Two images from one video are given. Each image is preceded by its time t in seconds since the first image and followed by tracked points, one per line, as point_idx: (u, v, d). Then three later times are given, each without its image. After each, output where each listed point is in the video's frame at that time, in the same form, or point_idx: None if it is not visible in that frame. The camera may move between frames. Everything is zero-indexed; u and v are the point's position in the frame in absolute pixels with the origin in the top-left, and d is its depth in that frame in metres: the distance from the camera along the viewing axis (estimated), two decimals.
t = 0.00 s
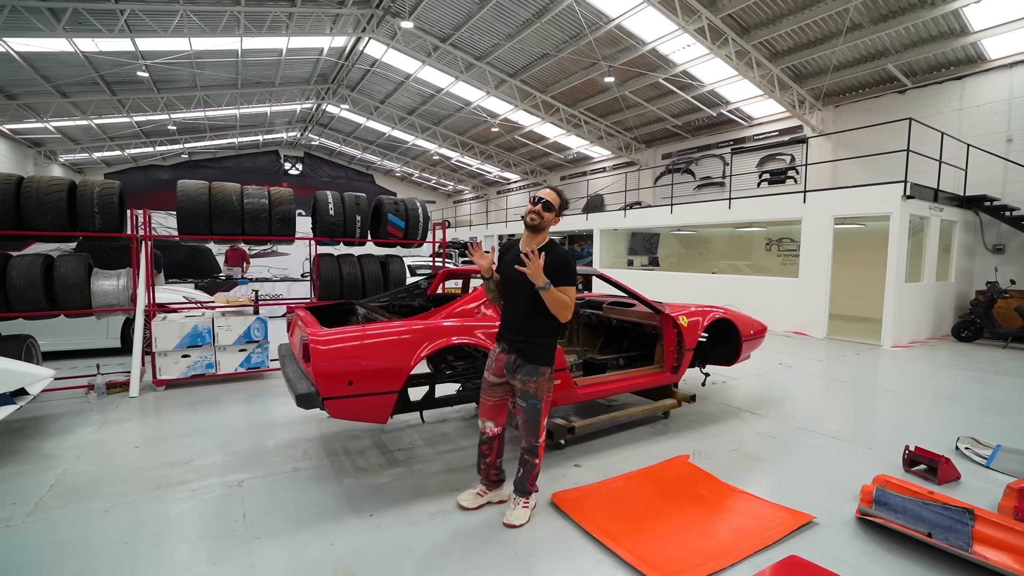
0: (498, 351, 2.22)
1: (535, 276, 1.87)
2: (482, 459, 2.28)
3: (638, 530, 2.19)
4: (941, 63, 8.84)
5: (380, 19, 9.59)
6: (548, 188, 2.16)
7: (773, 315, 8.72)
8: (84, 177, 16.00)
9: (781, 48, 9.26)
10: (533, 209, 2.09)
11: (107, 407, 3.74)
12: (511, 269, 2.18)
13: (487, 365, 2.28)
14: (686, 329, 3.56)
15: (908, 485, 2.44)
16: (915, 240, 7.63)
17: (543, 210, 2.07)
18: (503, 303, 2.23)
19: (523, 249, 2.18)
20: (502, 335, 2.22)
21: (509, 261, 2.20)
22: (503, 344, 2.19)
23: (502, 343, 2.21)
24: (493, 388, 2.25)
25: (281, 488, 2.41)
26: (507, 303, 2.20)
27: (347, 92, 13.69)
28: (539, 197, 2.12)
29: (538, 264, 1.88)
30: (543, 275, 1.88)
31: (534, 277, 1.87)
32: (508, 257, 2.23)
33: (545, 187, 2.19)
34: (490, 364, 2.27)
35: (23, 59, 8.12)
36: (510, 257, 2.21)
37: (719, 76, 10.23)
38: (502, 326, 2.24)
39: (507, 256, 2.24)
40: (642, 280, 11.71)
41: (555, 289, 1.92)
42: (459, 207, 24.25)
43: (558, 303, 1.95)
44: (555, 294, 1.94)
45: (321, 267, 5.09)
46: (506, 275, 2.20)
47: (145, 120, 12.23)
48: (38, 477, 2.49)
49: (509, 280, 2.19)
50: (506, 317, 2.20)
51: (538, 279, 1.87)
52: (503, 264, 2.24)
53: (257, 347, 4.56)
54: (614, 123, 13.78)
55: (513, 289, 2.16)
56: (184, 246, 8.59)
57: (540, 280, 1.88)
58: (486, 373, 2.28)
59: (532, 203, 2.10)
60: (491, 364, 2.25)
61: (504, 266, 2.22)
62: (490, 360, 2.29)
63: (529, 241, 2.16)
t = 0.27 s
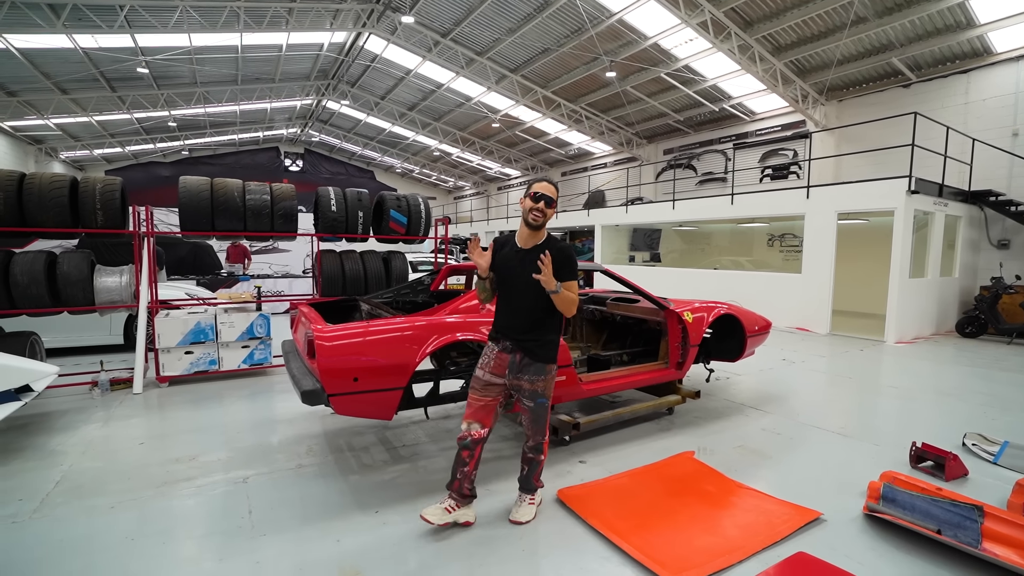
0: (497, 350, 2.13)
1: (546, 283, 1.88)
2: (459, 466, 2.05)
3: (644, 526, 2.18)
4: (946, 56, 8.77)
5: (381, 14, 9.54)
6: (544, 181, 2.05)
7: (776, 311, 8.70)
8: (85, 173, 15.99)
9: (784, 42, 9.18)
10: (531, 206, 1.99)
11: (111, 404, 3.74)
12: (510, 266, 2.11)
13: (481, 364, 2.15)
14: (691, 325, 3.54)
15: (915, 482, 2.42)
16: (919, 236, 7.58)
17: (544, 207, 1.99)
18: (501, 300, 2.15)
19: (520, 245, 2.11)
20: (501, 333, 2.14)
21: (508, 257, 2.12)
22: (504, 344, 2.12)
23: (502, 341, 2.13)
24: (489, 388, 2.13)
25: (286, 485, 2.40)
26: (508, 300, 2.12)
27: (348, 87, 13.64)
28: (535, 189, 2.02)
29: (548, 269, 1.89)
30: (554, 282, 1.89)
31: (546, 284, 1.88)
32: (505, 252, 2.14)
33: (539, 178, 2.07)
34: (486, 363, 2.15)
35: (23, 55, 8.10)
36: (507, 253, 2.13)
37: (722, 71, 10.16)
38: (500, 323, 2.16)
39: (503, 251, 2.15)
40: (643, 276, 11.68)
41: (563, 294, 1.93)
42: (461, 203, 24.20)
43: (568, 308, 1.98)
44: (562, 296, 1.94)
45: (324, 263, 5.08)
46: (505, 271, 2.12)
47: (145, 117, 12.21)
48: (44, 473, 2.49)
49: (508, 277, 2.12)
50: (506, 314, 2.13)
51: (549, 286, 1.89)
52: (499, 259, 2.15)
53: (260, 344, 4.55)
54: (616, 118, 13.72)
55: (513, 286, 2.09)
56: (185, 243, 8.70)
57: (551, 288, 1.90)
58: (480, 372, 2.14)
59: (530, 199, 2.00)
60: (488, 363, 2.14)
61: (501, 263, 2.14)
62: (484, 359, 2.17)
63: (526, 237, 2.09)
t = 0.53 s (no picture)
0: (502, 351, 1.93)
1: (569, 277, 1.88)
2: (482, 484, 1.85)
3: (661, 524, 2.15)
4: (969, 44, 8.50)
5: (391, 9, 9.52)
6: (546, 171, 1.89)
7: (791, 306, 8.56)
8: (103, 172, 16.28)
9: (801, 33, 8.98)
10: (539, 202, 1.84)
11: (131, 398, 3.81)
12: (514, 260, 1.92)
13: (487, 369, 1.92)
14: (707, 320, 3.50)
15: (939, 481, 2.36)
16: (940, 229, 7.39)
17: (551, 203, 1.86)
18: (502, 296, 1.95)
19: (522, 239, 1.94)
20: (503, 332, 1.95)
21: (512, 249, 1.93)
22: (509, 343, 1.93)
23: (506, 341, 1.94)
24: (498, 394, 1.92)
25: (302, 479, 2.42)
26: (513, 297, 1.93)
27: (359, 84, 13.66)
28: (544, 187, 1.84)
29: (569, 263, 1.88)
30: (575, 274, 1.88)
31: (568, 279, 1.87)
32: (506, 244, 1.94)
33: (540, 168, 1.89)
34: (490, 366, 1.92)
35: (42, 56, 8.23)
36: (510, 247, 1.93)
37: (736, 63, 9.98)
38: (499, 321, 1.95)
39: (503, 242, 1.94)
40: (656, 271, 11.59)
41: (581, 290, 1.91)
42: (471, 198, 24.20)
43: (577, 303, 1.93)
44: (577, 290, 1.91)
45: (337, 259, 5.11)
46: (511, 265, 1.92)
47: (161, 115, 12.36)
48: (67, 466, 2.54)
49: (511, 272, 1.92)
50: (508, 312, 1.94)
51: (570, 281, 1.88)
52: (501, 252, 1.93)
53: (275, 339, 4.60)
54: (627, 111, 13.57)
55: (519, 282, 1.92)
56: (200, 239, 8.95)
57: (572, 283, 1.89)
58: (486, 378, 1.91)
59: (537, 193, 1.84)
60: (494, 366, 1.92)
61: (502, 256, 1.93)
62: (487, 363, 1.93)
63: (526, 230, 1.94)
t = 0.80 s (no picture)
0: (495, 356, 1.89)
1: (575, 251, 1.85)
2: (489, 493, 1.82)
3: (673, 525, 2.12)
4: (988, 37, 8.30)
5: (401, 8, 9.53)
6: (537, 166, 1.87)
7: (803, 304, 8.45)
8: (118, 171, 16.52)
9: (813, 27, 8.84)
10: (533, 194, 1.81)
11: (144, 395, 3.86)
12: (506, 259, 1.88)
13: (480, 376, 1.87)
14: (719, 319, 3.46)
15: (961, 484, 2.30)
16: (958, 226, 7.25)
17: (545, 196, 1.83)
18: (494, 298, 1.90)
19: (515, 235, 1.91)
20: (495, 335, 1.91)
21: (504, 250, 1.89)
22: (502, 346, 1.89)
23: (498, 345, 1.89)
24: (493, 402, 1.86)
25: (313, 477, 2.43)
26: (505, 300, 1.89)
27: (369, 82, 13.71)
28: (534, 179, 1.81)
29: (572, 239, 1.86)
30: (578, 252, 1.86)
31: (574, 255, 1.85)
32: (498, 244, 1.90)
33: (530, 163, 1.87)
34: (483, 372, 1.88)
35: (59, 57, 8.35)
36: (502, 245, 1.90)
37: (747, 58, 9.84)
38: (491, 324, 1.91)
39: (495, 242, 1.91)
40: (666, 269, 11.51)
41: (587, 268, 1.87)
42: (480, 196, 24.20)
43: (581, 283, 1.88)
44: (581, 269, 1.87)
45: (348, 257, 5.13)
46: (503, 265, 1.88)
47: (174, 115, 12.50)
48: (83, 462, 2.57)
49: (504, 273, 1.88)
50: (501, 315, 1.90)
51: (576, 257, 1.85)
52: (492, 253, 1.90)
53: (286, 337, 4.63)
54: (637, 108, 13.47)
55: (512, 282, 1.87)
56: (213, 237, 9.10)
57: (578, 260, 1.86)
58: (479, 386, 1.86)
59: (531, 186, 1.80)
60: (488, 373, 1.87)
61: (494, 255, 1.89)
62: (479, 369, 1.88)
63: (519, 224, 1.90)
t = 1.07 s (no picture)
0: (485, 374, 1.59)
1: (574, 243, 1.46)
2: (497, 509, 1.71)
3: (694, 539, 2.04)
4: None
5: (419, 13, 9.61)
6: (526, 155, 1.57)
7: (830, 308, 8.19)
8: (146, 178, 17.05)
9: (838, 24, 8.60)
10: (515, 188, 1.52)
11: (165, 398, 3.92)
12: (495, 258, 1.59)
13: (474, 401, 1.60)
14: (741, 324, 3.34)
15: (1004, 499, 2.14)
16: (995, 227, 6.94)
17: (533, 191, 1.53)
18: (483, 305, 1.61)
19: (505, 232, 1.62)
20: (484, 348, 1.60)
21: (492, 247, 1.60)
22: (491, 361, 1.58)
23: (488, 360, 1.59)
24: (491, 429, 1.62)
25: (327, 483, 2.41)
26: (494, 306, 1.59)
27: (387, 88, 13.87)
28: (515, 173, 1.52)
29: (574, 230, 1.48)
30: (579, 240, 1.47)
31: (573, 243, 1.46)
32: (485, 241, 1.62)
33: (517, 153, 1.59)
34: (477, 396, 1.60)
35: (90, 68, 8.63)
36: (490, 243, 1.61)
37: (769, 57, 9.63)
38: (480, 334, 1.61)
39: (483, 239, 1.62)
40: (686, 272, 11.33)
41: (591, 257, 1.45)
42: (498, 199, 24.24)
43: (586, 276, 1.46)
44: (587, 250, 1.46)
45: (365, 260, 5.16)
46: (491, 266, 1.59)
47: (199, 123, 12.84)
48: (104, 464, 2.61)
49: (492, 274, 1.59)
50: (491, 323, 1.59)
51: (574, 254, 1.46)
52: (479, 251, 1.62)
53: (303, 340, 4.67)
54: (656, 110, 13.32)
55: (502, 285, 1.58)
56: (235, 242, 9.34)
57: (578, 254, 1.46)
58: (474, 412, 1.61)
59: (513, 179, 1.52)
60: (481, 396, 1.59)
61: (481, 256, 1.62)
62: (472, 393, 1.61)
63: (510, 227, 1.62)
